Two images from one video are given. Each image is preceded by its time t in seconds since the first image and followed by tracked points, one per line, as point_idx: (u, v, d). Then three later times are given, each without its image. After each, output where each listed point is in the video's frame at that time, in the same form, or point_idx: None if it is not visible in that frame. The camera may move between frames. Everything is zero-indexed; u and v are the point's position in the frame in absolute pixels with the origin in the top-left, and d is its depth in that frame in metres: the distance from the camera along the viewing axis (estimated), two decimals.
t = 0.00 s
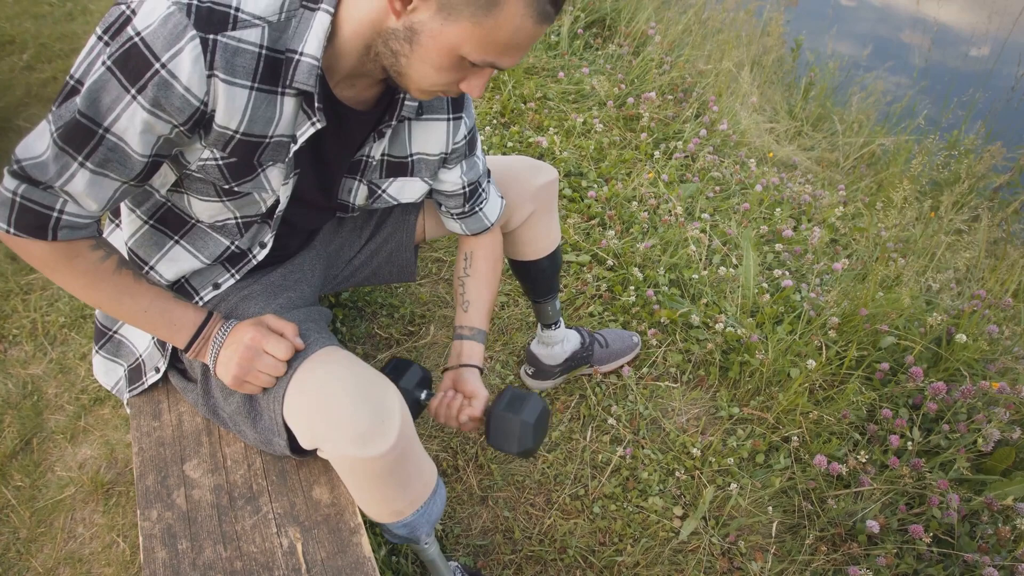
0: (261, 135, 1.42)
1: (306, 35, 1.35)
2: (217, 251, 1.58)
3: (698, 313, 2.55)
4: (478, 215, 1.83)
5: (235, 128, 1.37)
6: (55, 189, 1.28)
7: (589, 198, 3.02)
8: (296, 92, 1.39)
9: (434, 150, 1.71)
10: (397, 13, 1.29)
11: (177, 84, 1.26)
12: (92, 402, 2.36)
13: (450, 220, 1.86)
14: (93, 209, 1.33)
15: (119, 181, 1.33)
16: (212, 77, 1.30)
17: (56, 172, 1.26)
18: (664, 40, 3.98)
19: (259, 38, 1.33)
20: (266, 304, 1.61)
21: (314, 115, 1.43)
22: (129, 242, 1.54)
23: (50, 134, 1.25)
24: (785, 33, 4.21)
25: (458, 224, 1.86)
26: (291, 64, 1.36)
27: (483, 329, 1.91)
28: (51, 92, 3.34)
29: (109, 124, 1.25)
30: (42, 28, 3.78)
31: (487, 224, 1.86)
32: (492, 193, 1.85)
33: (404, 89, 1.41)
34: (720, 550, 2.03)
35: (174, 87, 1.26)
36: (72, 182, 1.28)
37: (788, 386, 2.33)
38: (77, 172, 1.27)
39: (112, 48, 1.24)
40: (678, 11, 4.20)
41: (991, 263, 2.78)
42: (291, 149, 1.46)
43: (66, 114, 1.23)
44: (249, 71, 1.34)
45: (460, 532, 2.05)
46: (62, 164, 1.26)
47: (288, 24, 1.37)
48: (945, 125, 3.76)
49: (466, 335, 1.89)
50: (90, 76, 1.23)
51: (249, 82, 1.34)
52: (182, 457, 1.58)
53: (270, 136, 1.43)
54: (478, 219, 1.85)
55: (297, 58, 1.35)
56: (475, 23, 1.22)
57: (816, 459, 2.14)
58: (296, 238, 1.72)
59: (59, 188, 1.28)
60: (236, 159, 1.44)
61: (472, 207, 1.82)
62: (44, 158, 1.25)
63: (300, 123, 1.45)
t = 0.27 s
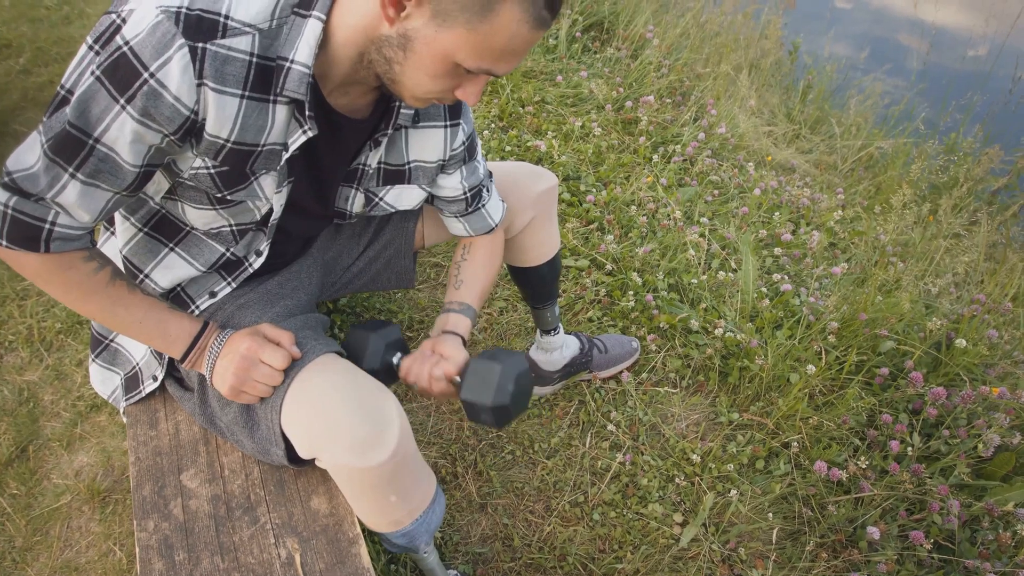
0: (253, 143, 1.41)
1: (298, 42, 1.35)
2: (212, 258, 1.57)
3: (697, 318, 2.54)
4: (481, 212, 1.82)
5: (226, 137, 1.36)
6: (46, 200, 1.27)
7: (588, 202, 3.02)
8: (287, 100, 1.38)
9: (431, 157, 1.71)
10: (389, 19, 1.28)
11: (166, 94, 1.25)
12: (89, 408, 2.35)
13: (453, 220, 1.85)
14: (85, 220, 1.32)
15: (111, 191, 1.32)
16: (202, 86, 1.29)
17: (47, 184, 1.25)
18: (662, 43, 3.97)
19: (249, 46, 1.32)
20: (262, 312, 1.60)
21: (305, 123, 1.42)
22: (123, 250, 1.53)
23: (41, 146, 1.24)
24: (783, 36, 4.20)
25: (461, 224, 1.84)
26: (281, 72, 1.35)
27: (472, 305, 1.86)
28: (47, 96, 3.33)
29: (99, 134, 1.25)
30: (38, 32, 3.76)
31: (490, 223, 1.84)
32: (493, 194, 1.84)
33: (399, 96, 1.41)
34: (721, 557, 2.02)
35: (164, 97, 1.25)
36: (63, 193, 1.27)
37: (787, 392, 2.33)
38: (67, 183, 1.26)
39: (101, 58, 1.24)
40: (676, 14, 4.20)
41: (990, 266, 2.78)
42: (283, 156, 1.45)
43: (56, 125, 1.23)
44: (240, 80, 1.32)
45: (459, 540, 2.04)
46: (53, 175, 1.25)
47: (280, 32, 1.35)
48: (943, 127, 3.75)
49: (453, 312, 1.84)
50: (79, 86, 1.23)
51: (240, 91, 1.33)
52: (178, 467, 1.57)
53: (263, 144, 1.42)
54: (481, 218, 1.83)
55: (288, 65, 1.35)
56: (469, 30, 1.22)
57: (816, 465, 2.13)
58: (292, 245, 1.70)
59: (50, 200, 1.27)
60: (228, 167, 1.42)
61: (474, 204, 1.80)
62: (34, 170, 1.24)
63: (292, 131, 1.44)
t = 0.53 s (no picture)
0: (248, 151, 1.40)
1: (291, 48, 1.34)
2: (211, 262, 1.56)
3: (696, 317, 2.54)
4: (480, 203, 1.79)
5: (221, 146, 1.35)
6: (39, 211, 1.26)
7: (586, 202, 3.00)
8: (282, 107, 1.37)
9: (428, 156, 1.69)
10: (382, 23, 1.28)
11: (158, 105, 1.24)
12: (85, 410, 2.34)
13: (452, 213, 1.82)
14: (78, 230, 1.31)
15: (103, 202, 1.30)
16: (194, 97, 1.28)
17: (39, 196, 1.24)
18: (660, 41, 3.96)
19: (241, 55, 1.31)
20: (258, 316, 1.61)
21: (301, 129, 1.42)
22: (120, 254, 1.51)
23: (32, 157, 1.23)
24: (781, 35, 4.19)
25: (460, 216, 1.82)
26: (276, 79, 1.35)
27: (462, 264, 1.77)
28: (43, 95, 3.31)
29: (91, 146, 1.23)
30: (34, 30, 3.74)
31: (490, 215, 1.81)
32: (492, 187, 1.83)
33: (392, 101, 1.40)
34: (720, 558, 2.02)
35: (156, 109, 1.24)
36: (55, 205, 1.26)
37: (786, 392, 2.32)
38: (59, 195, 1.25)
39: (90, 69, 1.22)
40: (674, 12, 4.19)
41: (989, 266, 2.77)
42: (279, 163, 1.44)
43: (47, 136, 1.22)
44: (233, 88, 1.31)
45: (458, 541, 2.03)
46: (44, 187, 1.24)
47: (272, 38, 1.34)
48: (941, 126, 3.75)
49: (444, 272, 1.73)
50: (70, 98, 1.22)
51: (233, 100, 1.32)
52: (176, 471, 1.56)
53: (258, 151, 1.41)
54: (481, 209, 1.80)
55: (282, 73, 1.34)
56: (462, 35, 1.21)
57: (816, 466, 2.13)
58: (289, 247, 1.70)
59: (43, 211, 1.26)
60: (224, 175, 1.41)
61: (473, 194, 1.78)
62: (26, 181, 1.24)
63: (288, 137, 1.43)
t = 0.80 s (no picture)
0: (243, 149, 1.39)
1: (284, 44, 1.32)
2: (207, 260, 1.55)
3: (696, 315, 2.53)
4: (479, 197, 1.78)
5: (215, 143, 1.34)
6: (31, 211, 1.25)
7: (586, 198, 2.99)
8: (276, 103, 1.36)
9: (425, 152, 1.68)
10: (376, 16, 1.26)
11: (151, 103, 1.23)
12: (84, 408, 2.33)
13: (451, 206, 1.81)
14: (72, 229, 1.30)
15: (97, 201, 1.29)
16: (187, 94, 1.27)
17: (32, 196, 1.23)
18: (660, 37, 3.94)
19: (235, 51, 1.30)
20: (256, 315, 1.60)
21: (295, 125, 1.40)
22: (116, 254, 1.52)
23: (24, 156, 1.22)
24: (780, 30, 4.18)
25: (459, 209, 1.80)
26: (269, 75, 1.33)
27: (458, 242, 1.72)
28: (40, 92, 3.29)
29: (84, 145, 1.23)
30: (30, 27, 3.72)
31: (490, 209, 1.79)
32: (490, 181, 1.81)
33: (388, 95, 1.39)
34: (721, 556, 2.01)
35: (149, 107, 1.23)
36: (48, 205, 1.25)
37: (787, 389, 2.32)
38: (52, 195, 1.24)
39: (82, 67, 1.21)
40: (674, 8, 4.17)
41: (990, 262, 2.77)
42: (274, 160, 1.43)
43: (39, 135, 1.21)
44: (227, 85, 1.30)
45: (458, 540, 2.03)
46: (37, 186, 1.23)
47: (265, 33, 1.33)
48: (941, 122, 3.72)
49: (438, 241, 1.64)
50: (62, 96, 1.21)
51: (227, 97, 1.31)
52: (175, 471, 1.55)
53: (253, 148, 1.40)
54: (480, 202, 1.78)
55: (275, 69, 1.33)
56: (457, 29, 1.20)
57: (817, 463, 2.13)
58: (285, 245, 1.69)
59: (36, 211, 1.25)
60: (219, 173, 1.40)
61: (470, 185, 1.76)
62: (18, 181, 1.22)
63: (282, 134, 1.42)
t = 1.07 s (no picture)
0: (246, 151, 1.38)
1: (288, 46, 1.31)
2: (210, 262, 1.54)
3: (699, 315, 2.52)
4: (481, 198, 1.77)
5: (219, 146, 1.34)
6: (34, 215, 1.24)
7: (588, 198, 2.99)
8: (280, 106, 1.35)
9: (428, 153, 1.67)
10: (379, 17, 1.25)
11: (155, 107, 1.22)
12: (85, 411, 2.32)
13: (452, 207, 1.80)
14: (74, 233, 1.29)
15: (100, 205, 1.29)
16: (191, 98, 1.26)
17: (34, 200, 1.23)
18: (661, 36, 3.93)
19: (238, 54, 1.29)
20: (259, 317, 1.59)
21: (299, 128, 1.39)
22: (118, 256, 1.50)
23: (26, 160, 1.21)
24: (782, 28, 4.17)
25: (460, 210, 1.80)
26: (273, 77, 1.32)
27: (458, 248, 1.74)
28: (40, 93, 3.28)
29: (86, 149, 1.22)
30: (29, 27, 3.70)
31: (491, 209, 1.79)
32: (492, 181, 1.81)
33: (391, 97, 1.38)
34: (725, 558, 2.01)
35: (152, 110, 1.22)
36: (50, 209, 1.24)
37: (790, 389, 2.31)
38: (54, 199, 1.23)
39: (84, 71, 1.20)
40: (675, 6, 4.16)
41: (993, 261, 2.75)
42: (278, 162, 1.42)
43: (41, 139, 1.20)
44: (230, 88, 1.29)
45: (461, 542, 2.02)
46: (39, 190, 1.22)
47: (268, 36, 1.32)
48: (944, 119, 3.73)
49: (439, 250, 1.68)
50: (63, 100, 1.20)
51: (230, 100, 1.30)
52: (177, 475, 1.55)
53: (256, 151, 1.39)
54: (482, 203, 1.78)
55: (279, 71, 1.32)
56: (461, 28, 1.19)
57: (821, 464, 2.12)
58: (288, 246, 1.67)
59: (38, 215, 1.24)
60: (222, 176, 1.40)
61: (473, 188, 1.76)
62: (20, 185, 1.22)
63: (286, 136, 1.41)
